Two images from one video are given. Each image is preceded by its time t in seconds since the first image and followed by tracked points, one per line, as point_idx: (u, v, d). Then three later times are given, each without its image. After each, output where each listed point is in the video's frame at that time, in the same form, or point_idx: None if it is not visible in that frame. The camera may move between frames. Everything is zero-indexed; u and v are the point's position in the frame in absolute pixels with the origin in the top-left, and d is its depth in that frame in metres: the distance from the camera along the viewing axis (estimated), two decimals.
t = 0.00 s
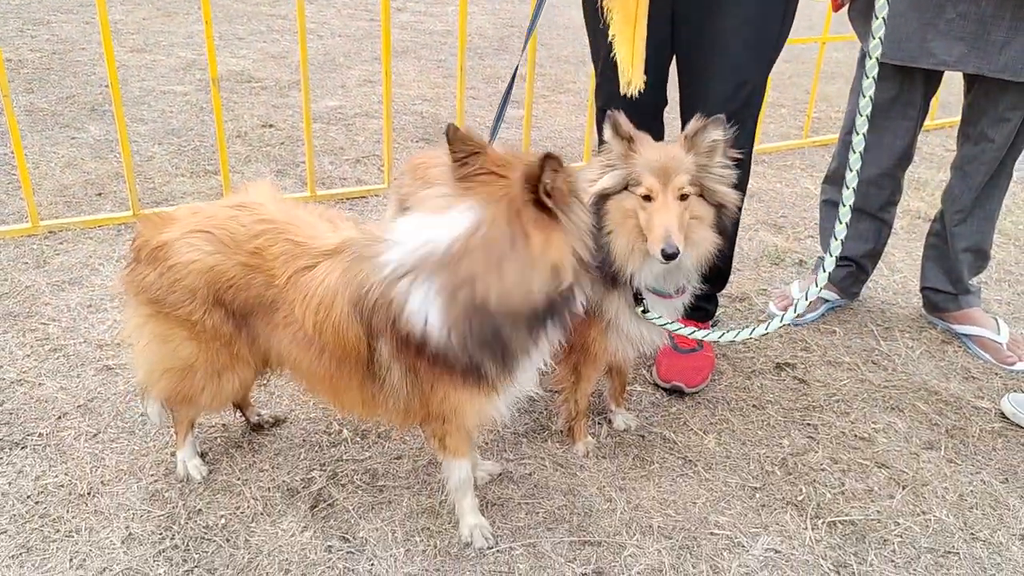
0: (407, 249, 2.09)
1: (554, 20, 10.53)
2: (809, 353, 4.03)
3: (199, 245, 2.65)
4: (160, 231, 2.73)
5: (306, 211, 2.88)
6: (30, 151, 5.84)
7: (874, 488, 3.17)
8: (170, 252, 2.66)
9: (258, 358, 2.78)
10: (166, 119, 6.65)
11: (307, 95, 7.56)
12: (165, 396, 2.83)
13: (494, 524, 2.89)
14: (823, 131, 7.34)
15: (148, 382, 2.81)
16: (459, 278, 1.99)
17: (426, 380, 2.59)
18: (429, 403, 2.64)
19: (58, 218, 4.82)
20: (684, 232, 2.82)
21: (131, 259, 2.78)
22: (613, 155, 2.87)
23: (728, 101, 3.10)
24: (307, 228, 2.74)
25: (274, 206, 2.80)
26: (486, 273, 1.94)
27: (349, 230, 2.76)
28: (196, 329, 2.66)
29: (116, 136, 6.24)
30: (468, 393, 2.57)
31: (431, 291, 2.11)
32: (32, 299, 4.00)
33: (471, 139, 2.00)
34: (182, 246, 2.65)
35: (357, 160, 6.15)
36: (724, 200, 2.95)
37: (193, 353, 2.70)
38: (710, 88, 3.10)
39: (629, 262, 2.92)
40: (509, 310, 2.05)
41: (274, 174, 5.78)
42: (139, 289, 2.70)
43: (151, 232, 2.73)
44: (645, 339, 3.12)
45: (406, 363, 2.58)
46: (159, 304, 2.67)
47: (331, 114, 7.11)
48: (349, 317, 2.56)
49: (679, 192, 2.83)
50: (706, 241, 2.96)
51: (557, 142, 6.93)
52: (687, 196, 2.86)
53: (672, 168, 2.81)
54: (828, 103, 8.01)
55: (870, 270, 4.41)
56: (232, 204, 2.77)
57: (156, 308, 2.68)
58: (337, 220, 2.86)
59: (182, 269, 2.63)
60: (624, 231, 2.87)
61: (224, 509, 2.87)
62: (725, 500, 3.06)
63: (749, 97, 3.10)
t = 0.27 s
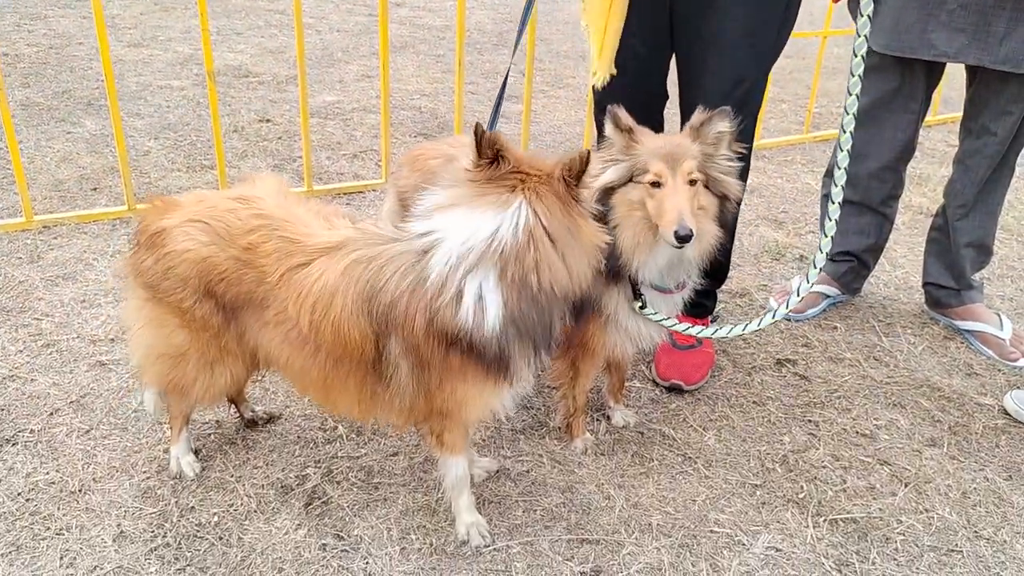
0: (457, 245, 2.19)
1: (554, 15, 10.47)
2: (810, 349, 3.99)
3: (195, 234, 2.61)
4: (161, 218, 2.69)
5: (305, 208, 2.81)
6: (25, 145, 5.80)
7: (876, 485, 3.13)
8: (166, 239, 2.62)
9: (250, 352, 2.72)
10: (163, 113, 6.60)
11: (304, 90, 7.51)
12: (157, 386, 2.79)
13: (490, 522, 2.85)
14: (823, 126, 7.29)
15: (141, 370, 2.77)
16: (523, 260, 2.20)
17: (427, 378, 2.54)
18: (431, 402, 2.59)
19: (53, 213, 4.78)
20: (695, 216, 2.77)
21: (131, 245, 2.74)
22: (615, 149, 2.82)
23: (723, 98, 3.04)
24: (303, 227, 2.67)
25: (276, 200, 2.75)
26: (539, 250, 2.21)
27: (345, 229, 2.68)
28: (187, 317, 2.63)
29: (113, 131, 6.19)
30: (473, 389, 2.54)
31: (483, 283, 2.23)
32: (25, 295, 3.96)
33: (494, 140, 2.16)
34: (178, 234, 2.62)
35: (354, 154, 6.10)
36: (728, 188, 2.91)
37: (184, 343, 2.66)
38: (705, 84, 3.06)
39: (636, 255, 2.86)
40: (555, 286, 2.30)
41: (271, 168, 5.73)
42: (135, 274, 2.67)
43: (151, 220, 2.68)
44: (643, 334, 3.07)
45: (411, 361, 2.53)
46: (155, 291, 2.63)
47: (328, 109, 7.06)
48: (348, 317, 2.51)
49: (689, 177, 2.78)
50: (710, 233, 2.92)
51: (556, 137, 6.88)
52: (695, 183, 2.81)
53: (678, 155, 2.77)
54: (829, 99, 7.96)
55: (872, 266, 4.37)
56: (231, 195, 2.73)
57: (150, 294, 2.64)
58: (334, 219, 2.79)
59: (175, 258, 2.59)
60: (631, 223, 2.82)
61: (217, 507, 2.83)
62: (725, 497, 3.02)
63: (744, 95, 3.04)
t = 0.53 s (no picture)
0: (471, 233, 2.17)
1: (554, 9, 10.39)
2: (815, 344, 3.93)
3: (189, 230, 2.55)
4: (154, 212, 2.62)
5: (301, 203, 2.73)
6: (20, 139, 5.74)
7: (883, 482, 3.08)
8: (159, 234, 2.56)
9: (246, 349, 2.66)
10: (159, 107, 6.53)
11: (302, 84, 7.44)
12: (151, 382, 2.74)
13: (490, 520, 2.79)
14: (826, 120, 7.22)
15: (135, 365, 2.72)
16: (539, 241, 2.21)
17: (434, 373, 2.48)
18: (439, 397, 2.53)
19: (47, 207, 4.72)
20: (705, 211, 2.71)
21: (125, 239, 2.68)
22: (620, 143, 2.76)
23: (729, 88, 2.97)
24: (299, 222, 2.59)
25: (272, 195, 2.68)
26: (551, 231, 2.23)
27: (342, 224, 2.60)
28: (181, 314, 2.57)
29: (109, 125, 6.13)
30: (483, 381, 2.48)
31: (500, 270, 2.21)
32: (18, 289, 3.90)
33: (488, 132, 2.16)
34: (171, 229, 2.55)
35: (353, 149, 6.04)
36: (737, 181, 2.85)
37: (178, 340, 2.61)
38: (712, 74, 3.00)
39: (644, 250, 2.81)
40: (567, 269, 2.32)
41: (268, 162, 5.67)
42: (129, 268, 2.61)
43: (144, 213, 2.62)
44: (647, 329, 3.02)
45: (418, 356, 2.47)
46: (148, 287, 2.57)
47: (327, 103, 7.00)
48: (350, 314, 2.44)
49: (699, 171, 2.72)
50: (719, 227, 2.87)
51: (557, 131, 6.81)
52: (705, 176, 2.75)
53: (688, 148, 2.71)
54: (832, 93, 7.89)
55: (877, 260, 4.30)
56: (226, 189, 2.66)
57: (144, 290, 2.58)
58: (331, 213, 2.71)
59: (169, 253, 2.53)
60: (639, 217, 2.77)
61: (211, 505, 2.77)
62: (730, 495, 2.96)
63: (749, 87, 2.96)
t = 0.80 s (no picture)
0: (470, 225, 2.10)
1: (555, 4, 10.30)
2: (823, 342, 3.85)
3: (178, 228, 2.47)
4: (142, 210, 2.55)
5: (295, 199, 2.65)
6: (14, 134, 5.66)
7: (895, 484, 3.00)
8: (148, 232, 2.48)
9: (239, 350, 2.59)
10: (156, 102, 6.45)
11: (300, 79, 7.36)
12: (142, 383, 2.67)
13: (493, 524, 2.72)
14: (830, 115, 7.14)
15: (126, 366, 2.65)
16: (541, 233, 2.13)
17: (437, 373, 2.41)
18: (441, 398, 2.45)
19: (41, 203, 4.64)
20: (712, 201, 2.63)
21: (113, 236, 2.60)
22: (622, 135, 2.68)
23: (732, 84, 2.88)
24: (292, 220, 2.50)
25: (264, 191, 2.60)
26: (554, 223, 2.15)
27: (337, 221, 2.51)
28: (171, 314, 2.50)
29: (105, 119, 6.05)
30: (489, 379, 2.41)
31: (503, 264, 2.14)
32: (10, 287, 3.82)
33: (482, 124, 2.11)
34: (160, 227, 2.47)
35: (352, 144, 5.96)
36: (746, 172, 2.76)
37: (169, 341, 2.54)
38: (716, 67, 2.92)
39: (649, 244, 2.74)
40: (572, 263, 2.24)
41: (266, 158, 5.59)
42: (117, 267, 2.54)
43: (132, 210, 2.54)
44: (654, 326, 2.94)
45: (420, 355, 2.39)
46: (138, 287, 2.49)
47: (326, 98, 6.91)
48: (348, 314, 2.36)
49: (705, 160, 2.63)
50: (727, 219, 2.79)
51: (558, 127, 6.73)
52: (712, 166, 2.67)
53: (693, 138, 2.63)
54: (836, 88, 7.81)
55: (886, 256, 4.22)
56: (218, 184, 2.58)
57: (133, 290, 2.51)
58: (326, 210, 2.62)
59: (158, 252, 2.46)
60: (644, 210, 2.70)
61: (206, 508, 2.69)
62: (738, 498, 2.89)
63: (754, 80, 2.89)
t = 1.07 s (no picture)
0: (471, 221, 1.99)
1: None
2: (833, 342, 3.74)
3: (162, 226, 2.36)
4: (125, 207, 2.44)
5: (286, 196, 2.54)
6: (5, 130, 5.54)
7: (911, 490, 2.90)
8: (131, 231, 2.37)
9: (227, 353, 2.49)
10: (150, 97, 6.33)
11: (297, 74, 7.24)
12: (128, 388, 2.56)
13: (494, 533, 2.61)
14: (836, 110, 7.02)
15: (110, 371, 2.54)
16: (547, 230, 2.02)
17: (437, 377, 2.30)
18: (440, 404, 2.35)
19: (31, 200, 4.53)
20: (719, 200, 2.52)
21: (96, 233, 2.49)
22: (626, 130, 2.56)
23: (728, 74, 2.76)
24: (283, 217, 2.39)
25: (253, 187, 2.49)
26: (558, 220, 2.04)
27: (330, 218, 2.40)
28: (156, 316, 2.39)
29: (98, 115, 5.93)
30: (492, 383, 2.30)
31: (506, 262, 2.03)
32: None
33: (484, 116, 2.01)
34: (144, 226, 2.37)
35: (349, 140, 5.85)
36: (756, 165, 2.63)
37: (155, 344, 2.44)
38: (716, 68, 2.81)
39: (655, 243, 2.64)
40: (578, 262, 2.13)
41: (261, 154, 5.48)
42: (99, 266, 2.43)
43: (114, 207, 2.43)
44: (660, 325, 2.83)
45: (419, 358, 2.29)
46: (122, 289, 2.39)
47: (323, 93, 6.80)
48: (343, 316, 2.25)
49: (711, 158, 2.51)
50: (736, 215, 2.68)
51: (559, 122, 6.62)
52: (719, 163, 2.55)
53: (700, 133, 2.50)
54: (841, 82, 7.69)
55: (897, 254, 4.11)
56: (205, 180, 2.47)
57: (117, 292, 2.40)
58: (317, 207, 2.51)
59: (142, 252, 2.35)
60: (649, 208, 2.59)
61: (195, 517, 2.59)
62: (748, 505, 2.78)
63: (752, 68, 2.79)
